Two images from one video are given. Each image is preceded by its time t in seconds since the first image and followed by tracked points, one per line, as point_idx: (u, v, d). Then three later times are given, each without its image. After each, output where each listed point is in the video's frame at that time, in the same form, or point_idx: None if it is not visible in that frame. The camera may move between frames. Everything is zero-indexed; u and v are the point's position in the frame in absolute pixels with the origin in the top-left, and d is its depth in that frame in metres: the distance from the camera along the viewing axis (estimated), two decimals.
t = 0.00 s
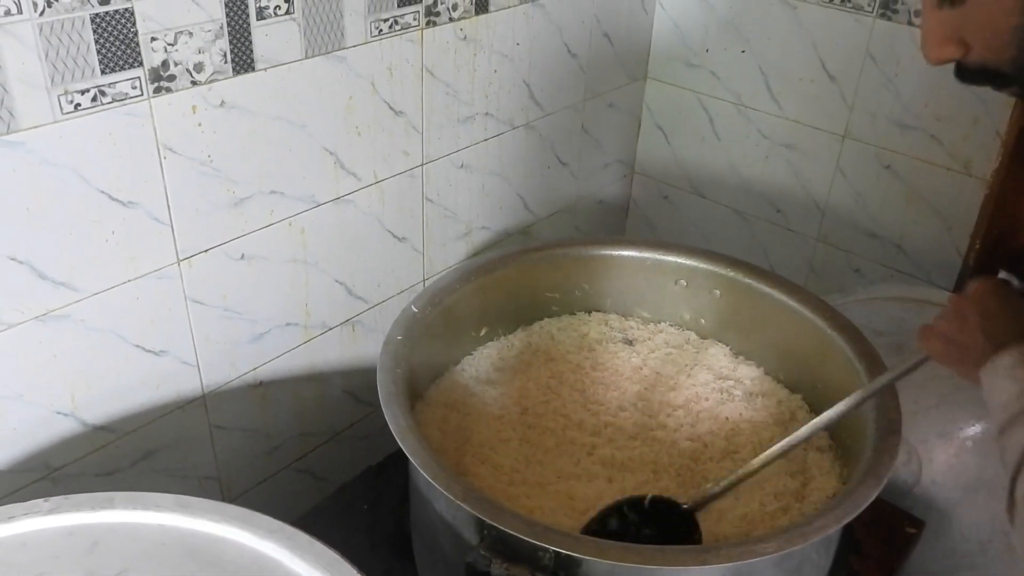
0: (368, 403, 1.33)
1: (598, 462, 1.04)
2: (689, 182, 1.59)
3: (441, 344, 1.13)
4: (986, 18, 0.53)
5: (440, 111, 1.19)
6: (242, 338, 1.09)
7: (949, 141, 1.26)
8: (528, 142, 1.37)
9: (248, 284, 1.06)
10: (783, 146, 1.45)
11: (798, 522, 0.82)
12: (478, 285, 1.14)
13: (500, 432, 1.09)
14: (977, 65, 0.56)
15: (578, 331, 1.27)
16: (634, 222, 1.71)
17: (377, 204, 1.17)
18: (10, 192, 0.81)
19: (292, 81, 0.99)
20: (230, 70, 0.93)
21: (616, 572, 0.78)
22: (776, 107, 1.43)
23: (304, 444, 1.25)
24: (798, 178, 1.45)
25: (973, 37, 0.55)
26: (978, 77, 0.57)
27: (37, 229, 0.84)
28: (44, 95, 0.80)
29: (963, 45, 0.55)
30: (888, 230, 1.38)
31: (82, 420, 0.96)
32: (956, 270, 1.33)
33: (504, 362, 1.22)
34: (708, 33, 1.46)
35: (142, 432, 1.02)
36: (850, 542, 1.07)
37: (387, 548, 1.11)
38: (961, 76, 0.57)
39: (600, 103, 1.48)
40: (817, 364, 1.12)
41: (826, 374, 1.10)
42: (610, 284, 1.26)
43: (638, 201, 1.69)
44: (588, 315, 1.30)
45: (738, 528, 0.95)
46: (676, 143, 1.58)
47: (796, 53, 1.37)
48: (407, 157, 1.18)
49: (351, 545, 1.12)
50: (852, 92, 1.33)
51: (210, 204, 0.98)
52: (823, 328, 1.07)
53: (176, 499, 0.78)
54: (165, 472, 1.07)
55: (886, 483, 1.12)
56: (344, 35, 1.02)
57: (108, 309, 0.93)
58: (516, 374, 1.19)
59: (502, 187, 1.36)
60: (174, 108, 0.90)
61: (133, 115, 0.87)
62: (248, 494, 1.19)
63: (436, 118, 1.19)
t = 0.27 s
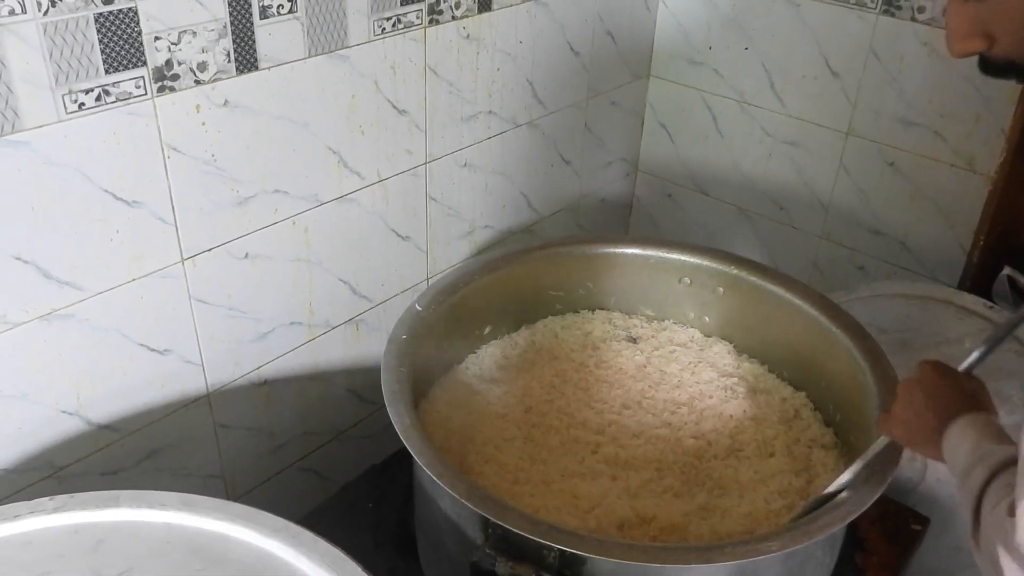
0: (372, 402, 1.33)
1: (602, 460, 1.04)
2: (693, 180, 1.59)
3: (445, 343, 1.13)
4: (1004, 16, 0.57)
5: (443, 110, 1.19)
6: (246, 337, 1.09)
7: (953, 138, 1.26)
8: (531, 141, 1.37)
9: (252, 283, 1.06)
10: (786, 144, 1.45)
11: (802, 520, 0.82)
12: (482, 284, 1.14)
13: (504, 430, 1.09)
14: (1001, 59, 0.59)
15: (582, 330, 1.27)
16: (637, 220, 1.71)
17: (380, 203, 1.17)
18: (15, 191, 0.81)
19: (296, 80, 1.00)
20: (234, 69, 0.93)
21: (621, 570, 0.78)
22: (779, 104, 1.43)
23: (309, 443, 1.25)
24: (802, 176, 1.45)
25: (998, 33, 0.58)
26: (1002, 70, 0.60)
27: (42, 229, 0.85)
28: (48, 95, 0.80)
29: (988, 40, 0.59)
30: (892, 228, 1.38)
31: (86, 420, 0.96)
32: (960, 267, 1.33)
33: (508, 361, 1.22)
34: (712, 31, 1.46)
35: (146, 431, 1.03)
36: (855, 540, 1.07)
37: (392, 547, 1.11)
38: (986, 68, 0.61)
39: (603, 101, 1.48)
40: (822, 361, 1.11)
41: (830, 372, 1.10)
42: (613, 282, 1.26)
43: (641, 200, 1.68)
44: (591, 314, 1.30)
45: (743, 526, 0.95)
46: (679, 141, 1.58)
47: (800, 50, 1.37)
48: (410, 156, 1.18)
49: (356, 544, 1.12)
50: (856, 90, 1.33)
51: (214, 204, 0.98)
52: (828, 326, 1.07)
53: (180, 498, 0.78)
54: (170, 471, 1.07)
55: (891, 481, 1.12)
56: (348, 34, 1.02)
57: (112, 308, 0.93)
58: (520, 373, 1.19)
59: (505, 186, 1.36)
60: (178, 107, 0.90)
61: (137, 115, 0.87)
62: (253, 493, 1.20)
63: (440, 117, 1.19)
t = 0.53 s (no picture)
0: (373, 401, 1.33)
1: (604, 457, 1.04)
2: (694, 177, 1.59)
3: (446, 341, 1.13)
4: None
5: (444, 108, 1.19)
6: (247, 336, 1.09)
7: (955, 135, 1.26)
8: (532, 139, 1.37)
9: (253, 282, 1.06)
10: (787, 142, 1.44)
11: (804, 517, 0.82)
12: (484, 282, 1.14)
13: (505, 428, 1.08)
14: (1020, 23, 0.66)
15: (583, 327, 1.27)
16: (639, 218, 1.71)
17: (381, 202, 1.17)
18: (15, 191, 0.81)
19: (296, 79, 0.99)
20: (234, 68, 0.93)
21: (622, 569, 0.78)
22: (780, 102, 1.42)
23: (310, 442, 1.25)
24: (803, 173, 1.45)
25: None
26: None
27: (42, 228, 0.85)
28: (48, 94, 0.80)
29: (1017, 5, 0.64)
30: (893, 225, 1.38)
31: (88, 419, 0.96)
32: (962, 265, 1.33)
33: (509, 359, 1.22)
34: (712, 28, 1.45)
35: (147, 430, 1.03)
36: (857, 538, 1.07)
37: (393, 546, 1.11)
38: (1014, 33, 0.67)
39: (604, 99, 1.47)
40: (823, 359, 1.11)
41: (832, 369, 1.10)
42: (614, 280, 1.26)
43: (643, 197, 1.68)
44: (593, 311, 1.30)
45: (745, 523, 0.94)
46: (680, 138, 1.58)
47: (801, 48, 1.36)
48: (410, 154, 1.18)
49: (357, 543, 1.12)
50: (857, 87, 1.33)
51: (214, 203, 0.98)
52: (829, 323, 1.07)
53: (181, 497, 0.78)
54: (171, 470, 1.07)
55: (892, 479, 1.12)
56: (348, 33, 1.02)
57: (113, 307, 0.93)
58: (521, 371, 1.19)
59: (506, 184, 1.36)
60: (178, 106, 0.90)
61: (137, 114, 0.87)
62: (254, 492, 1.20)
63: (440, 115, 1.19)
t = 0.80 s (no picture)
0: (374, 400, 1.33)
1: (604, 456, 1.04)
2: (694, 176, 1.59)
3: (446, 340, 1.13)
4: None
5: (444, 107, 1.19)
6: (247, 336, 1.09)
7: (956, 133, 1.26)
8: (532, 138, 1.37)
9: (253, 281, 1.06)
10: (787, 140, 1.44)
11: (804, 517, 0.82)
12: (484, 281, 1.14)
13: (505, 427, 1.08)
14: None
15: (583, 327, 1.27)
16: (639, 217, 1.71)
17: (381, 201, 1.17)
18: (15, 191, 0.81)
19: (296, 78, 0.99)
20: (233, 67, 0.93)
21: (622, 568, 0.78)
22: (780, 100, 1.42)
23: (310, 441, 1.25)
24: (804, 172, 1.45)
25: None
26: None
27: (42, 228, 0.85)
28: (47, 94, 0.80)
29: None
30: (894, 224, 1.38)
31: (88, 419, 0.96)
32: (962, 263, 1.32)
33: (508, 358, 1.22)
34: (712, 27, 1.45)
35: (147, 430, 1.03)
36: (858, 537, 1.07)
37: (394, 546, 1.11)
38: None
39: (604, 98, 1.47)
40: (824, 358, 1.11)
41: (832, 368, 1.10)
42: (614, 279, 1.26)
43: (643, 196, 1.68)
44: (592, 311, 1.30)
45: (745, 522, 0.94)
46: (680, 137, 1.58)
47: (801, 46, 1.36)
48: (410, 153, 1.18)
49: (358, 542, 1.12)
50: (857, 85, 1.33)
51: (214, 203, 0.98)
52: (829, 322, 1.07)
53: (181, 497, 0.78)
54: (171, 470, 1.07)
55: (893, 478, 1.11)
56: (347, 32, 1.02)
57: (113, 307, 0.93)
58: (521, 370, 1.19)
59: (506, 183, 1.36)
60: (178, 106, 0.90)
61: (137, 114, 0.87)
62: (254, 491, 1.20)
63: (440, 114, 1.19)
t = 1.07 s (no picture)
0: (374, 399, 1.32)
1: (605, 456, 1.04)
2: (694, 174, 1.59)
3: (446, 339, 1.13)
4: None
5: (444, 105, 1.19)
6: (247, 335, 1.09)
7: (957, 131, 1.25)
8: (533, 136, 1.37)
9: (253, 280, 1.06)
10: (788, 138, 1.44)
11: (806, 516, 0.81)
12: (485, 279, 1.13)
13: (506, 426, 1.08)
14: None
15: (583, 325, 1.27)
16: (639, 215, 1.70)
17: (381, 199, 1.17)
18: (15, 190, 0.81)
19: (296, 76, 0.99)
20: (233, 65, 0.93)
21: (624, 567, 0.78)
22: (781, 98, 1.42)
23: (311, 440, 1.25)
24: (804, 169, 1.45)
25: None
26: None
27: (41, 227, 0.84)
28: (47, 92, 0.80)
29: None
30: (895, 222, 1.37)
31: (88, 418, 0.96)
32: (963, 261, 1.32)
33: (509, 357, 1.22)
34: (713, 24, 1.45)
35: (148, 429, 1.02)
36: (859, 535, 1.08)
37: (395, 544, 1.11)
38: None
39: (605, 96, 1.47)
40: (825, 356, 1.11)
41: (833, 366, 1.10)
42: (615, 277, 1.26)
43: (643, 194, 1.68)
44: (593, 309, 1.30)
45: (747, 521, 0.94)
46: (681, 135, 1.57)
47: (802, 44, 1.36)
48: (410, 152, 1.17)
49: (359, 541, 1.12)
50: (858, 83, 1.33)
51: (214, 201, 0.98)
52: (831, 321, 1.07)
53: (182, 496, 0.78)
54: (171, 469, 1.07)
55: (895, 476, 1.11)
56: (348, 30, 1.02)
57: (113, 306, 0.93)
58: (522, 369, 1.19)
59: (506, 181, 1.36)
60: (178, 103, 0.90)
61: (136, 112, 0.87)
62: (255, 490, 1.19)
63: (440, 113, 1.19)
